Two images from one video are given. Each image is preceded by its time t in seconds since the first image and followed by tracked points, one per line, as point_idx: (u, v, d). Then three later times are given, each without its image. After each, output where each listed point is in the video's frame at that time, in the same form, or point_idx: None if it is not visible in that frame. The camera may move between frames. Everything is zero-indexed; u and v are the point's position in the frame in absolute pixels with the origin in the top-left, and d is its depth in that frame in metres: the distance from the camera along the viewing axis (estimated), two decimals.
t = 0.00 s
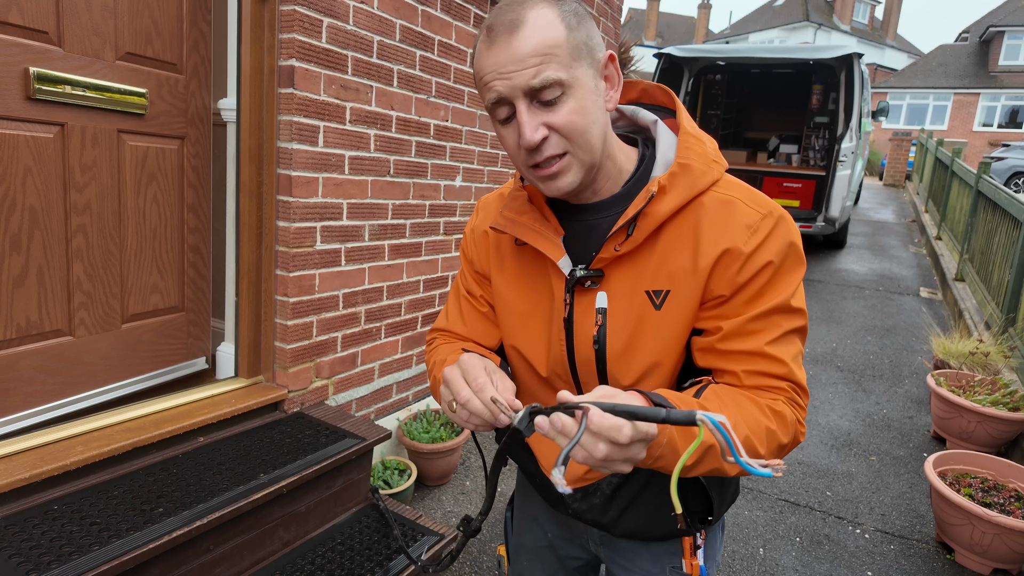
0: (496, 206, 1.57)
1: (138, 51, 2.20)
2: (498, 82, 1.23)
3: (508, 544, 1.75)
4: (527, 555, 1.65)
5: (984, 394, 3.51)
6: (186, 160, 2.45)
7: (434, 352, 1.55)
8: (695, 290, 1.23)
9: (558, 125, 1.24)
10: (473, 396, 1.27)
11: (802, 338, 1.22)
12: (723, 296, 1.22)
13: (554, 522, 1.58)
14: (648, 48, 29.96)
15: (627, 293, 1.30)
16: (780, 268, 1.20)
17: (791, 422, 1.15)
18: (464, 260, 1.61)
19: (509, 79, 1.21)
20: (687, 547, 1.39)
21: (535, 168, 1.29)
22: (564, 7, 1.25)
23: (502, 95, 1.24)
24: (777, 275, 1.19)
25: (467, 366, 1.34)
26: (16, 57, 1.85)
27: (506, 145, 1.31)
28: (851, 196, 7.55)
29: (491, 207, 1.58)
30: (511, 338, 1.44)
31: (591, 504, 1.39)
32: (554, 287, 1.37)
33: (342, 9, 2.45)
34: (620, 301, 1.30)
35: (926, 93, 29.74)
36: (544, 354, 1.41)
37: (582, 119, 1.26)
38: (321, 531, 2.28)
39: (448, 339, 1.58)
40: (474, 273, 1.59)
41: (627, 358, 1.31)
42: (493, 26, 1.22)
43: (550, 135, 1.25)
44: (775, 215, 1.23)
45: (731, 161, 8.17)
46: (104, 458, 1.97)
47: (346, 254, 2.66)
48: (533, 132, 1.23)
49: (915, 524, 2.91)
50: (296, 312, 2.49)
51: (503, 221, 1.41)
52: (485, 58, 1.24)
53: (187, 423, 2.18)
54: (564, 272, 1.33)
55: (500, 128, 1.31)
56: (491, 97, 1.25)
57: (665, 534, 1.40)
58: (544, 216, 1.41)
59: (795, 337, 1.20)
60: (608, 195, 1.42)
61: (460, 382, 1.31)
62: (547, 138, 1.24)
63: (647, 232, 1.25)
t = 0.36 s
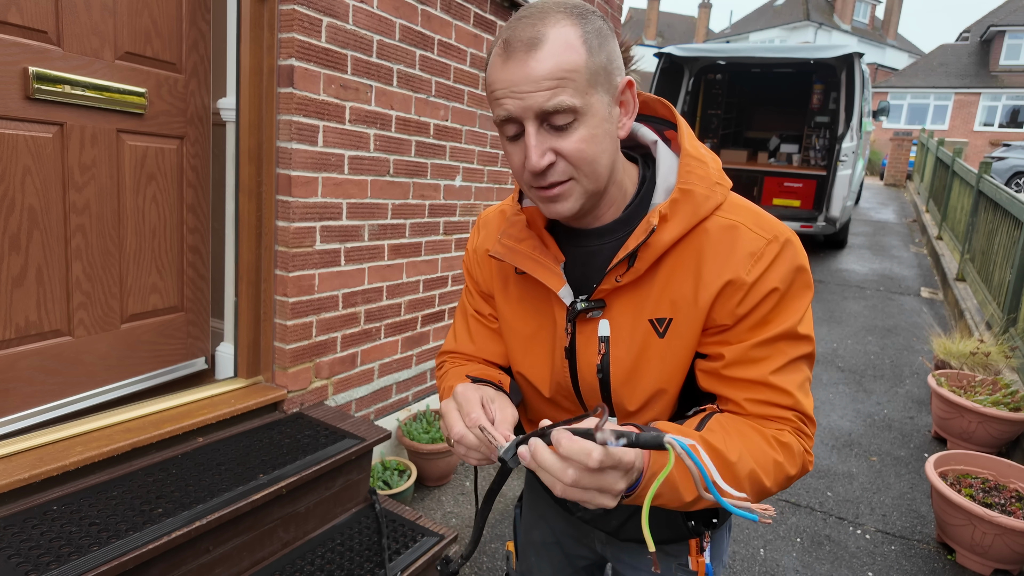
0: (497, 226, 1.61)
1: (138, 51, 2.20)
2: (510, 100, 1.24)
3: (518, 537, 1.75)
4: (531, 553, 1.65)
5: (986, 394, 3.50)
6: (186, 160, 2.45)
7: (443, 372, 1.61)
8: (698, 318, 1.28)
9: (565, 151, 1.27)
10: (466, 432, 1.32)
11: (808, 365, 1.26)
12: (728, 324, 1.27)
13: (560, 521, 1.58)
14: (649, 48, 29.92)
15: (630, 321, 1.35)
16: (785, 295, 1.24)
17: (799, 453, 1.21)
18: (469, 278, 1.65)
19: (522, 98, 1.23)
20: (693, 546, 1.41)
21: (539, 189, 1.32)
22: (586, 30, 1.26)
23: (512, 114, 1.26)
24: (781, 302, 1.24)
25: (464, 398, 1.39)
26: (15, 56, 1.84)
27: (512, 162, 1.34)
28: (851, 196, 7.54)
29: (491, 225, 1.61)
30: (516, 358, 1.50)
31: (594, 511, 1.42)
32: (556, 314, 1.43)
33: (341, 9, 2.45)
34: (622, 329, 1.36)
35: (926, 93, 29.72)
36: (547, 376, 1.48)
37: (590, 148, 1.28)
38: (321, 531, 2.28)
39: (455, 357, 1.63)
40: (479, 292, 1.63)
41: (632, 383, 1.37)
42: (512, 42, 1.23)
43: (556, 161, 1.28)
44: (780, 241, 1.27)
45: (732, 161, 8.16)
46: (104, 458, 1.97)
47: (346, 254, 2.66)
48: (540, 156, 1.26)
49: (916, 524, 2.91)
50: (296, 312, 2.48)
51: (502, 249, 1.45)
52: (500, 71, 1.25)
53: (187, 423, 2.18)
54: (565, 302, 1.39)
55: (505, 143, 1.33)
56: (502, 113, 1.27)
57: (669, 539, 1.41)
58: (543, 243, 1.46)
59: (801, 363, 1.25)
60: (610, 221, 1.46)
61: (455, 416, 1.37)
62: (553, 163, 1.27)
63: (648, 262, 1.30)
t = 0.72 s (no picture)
0: (500, 232, 1.59)
1: (138, 51, 2.20)
2: (522, 109, 1.24)
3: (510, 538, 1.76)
4: (527, 551, 1.66)
5: (986, 394, 3.50)
6: (186, 160, 2.45)
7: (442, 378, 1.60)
8: (700, 329, 1.30)
9: (577, 159, 1.27)
10: (481, 458, 1.32)
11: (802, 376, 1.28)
12: (727, 335, 1.29)
13: (556, 518, 1.59)
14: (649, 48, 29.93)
15: (634, 332, 1.36)
16: (784, 309, 1.26)
17: (789, 459, 1.22)
18: (469, 283, 1.64)
19: (534, 107, 1.23)
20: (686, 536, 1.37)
21: (551, 198, 1.32)
22: (595, 39, 1.27)
23: (524, 124, 1.26)
24: (779, 316, 1.26)
25: (473, 420, 1.38)
26: (16, 56, 1.84)
27: (523, 172, 1.33)
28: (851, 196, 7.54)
29: (493, 231, 1.61)
30: (517, 366, 1.50)
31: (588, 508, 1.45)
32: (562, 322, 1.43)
33: (341, 9, 2.45)
34: (626, 340, 1.36)
35: (926, 93, 29.72)
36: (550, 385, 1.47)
37: (602, 156, 1.29)
38: (321, 531, 2.28)
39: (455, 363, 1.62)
40: (480, 298, 1.62)
41: (634, 393, 1.37)
42: (523, 51, 1.24)
43: (568, 169, 1.28)
44: (781, 257, 1.29)
45: (732, 161, 8.15)
46: (104, 458, 1.97)
47: (346, 254, 2.66)
48: (552, 164, 1.26)
49: (916, 524, 2.91)
50: (296, 312, 2.48)
51: (509, 257, 1.44)
52: (511, 80, 1.25)
53: (187, 423, 2.18)
54: (573, 312, 1.38)
55: (515, 152, 1.33)
56: (514, 122, 1.27)
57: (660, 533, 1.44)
58: (550, 252, 1.45)
59: (794, 374, 1.27)
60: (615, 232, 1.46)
61: (467, 441, 1.36)
62: (565, 171, 1.27)
63: (655, 276, 1.31)
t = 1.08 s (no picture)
0: (504, 239, 1.60)
1: (138, 51, 2.20)
2: (548, 95, 1.27)
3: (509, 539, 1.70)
4: (527, 550, 1.66)
5: (986, 394, 3.50)
6: (186, 160, 2.45)
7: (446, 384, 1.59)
8: (709, 336, 1.30)
9: (602, 147, 1.29)
10: (476, 478, 1.31)
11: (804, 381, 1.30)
12: (735, 342, 1.29)
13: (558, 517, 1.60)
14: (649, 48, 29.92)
15: (643, 339, 1.36)
16: (791, 316, 1.27)
17: (791, 462, 1.24)
18: (472, 288, 1.64)
19: (562, 93, 1.26)
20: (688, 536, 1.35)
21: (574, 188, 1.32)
22: (612, 38, 1.34)
23: (550, 110, 1.28)
24: (786, 323, 1.27)
25: (468, 438, 1.36)
26: (16, 57, 1.84)
27: (543, 164, 1.33)
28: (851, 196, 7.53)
29: (498, 237, 1.61)
30: (524, 371, 1.50)
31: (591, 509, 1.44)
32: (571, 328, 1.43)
33: (341, 8, 2.45)
34: (635, 347, 1.36)
35: (926, 93, 29.72)
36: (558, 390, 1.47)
37: (625, 146, 1.32)
38: (321, 531, 2.28)
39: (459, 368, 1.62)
40: (484, 304, 1.63)
41: (643, 399, 1.37)
42: (547, 42, 1.28)
43: (594, 156, 1.30)
44: (790, 266, 1.30)
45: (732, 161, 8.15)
46: (105, 458, 1.97)
47: (346, 254, 2.66)
48: (580, 149, 1.28)
49: (916, 524, 2.91)
50: (296, 312, 2.48)
51: (517, 264, 1.44)
52: (536, 69, 1.28)
53: (187, 423, 2.18)
54: (582, 319, 1.38)
55: (534, 143, 1.34)
56: (538, 109, 1.28)
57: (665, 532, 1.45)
58: (558, 258, 1.46)
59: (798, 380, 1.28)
60: (624, 236, 1.46)
61: (460, 459, 1.34)
62: (591, 158, 1.29)
63: (666, 283, 1.31)
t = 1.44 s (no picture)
0: (508, 244, 1.60)
1: (138, 51, 2.20)
2: (551, 99, 1.27)
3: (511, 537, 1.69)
4: (527, 550, 1.66)
5: (986, 394, 3.50)
6: (186, 160, 2.45)
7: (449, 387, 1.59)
8: (713, 339, 1.30)
9: (604, 151, 1.29)
10: (463, 492, 1.30)
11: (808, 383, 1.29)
12: (739, 344, 1.29)
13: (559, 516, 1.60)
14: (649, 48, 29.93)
15: (647, 342, 1.36)
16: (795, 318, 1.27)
17: (796, 463, 1.23)
18: (475, 292, 1.64)
19: (564, 97, 1.26)
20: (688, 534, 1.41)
21: (576, 192, 1.32)
22: (615, 43, 1.34)
23: (552, 114, 1.28)
24: (790, 325, 1.27)
25: (456, 451, 1.36)
26: (16, 56, 1.84)
27: (546, 167, 1.33)
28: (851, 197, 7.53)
29: (501, 242, 1.61)
30: (529, 375, 1.51)
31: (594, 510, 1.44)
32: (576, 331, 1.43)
33: (341, 8, 2.45)
34: (640, 350, 1.36)
35: (926, 93, 29.72)
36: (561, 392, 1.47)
37: (627, 149, 1.31)
38: (321, 531, 2.28)
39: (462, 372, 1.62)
40: (486, 308, 1.62)
41: (648, 402, 1.37)
42: (550, 46, 1.28)
43: (596, 160, 1.29)
44: (793, 267, 1.29)
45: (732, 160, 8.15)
46: (104, 458, 1.97)
47: (346, 254, 2.66)
48: (582, 153, 1.28)
49: (916, 524, 2.91)
50: (296, 312, 2.48)
51: (521, 268, 1.44)
52: (539, 73, 1.28)
53: (187, 423, 2.18)
54: (587, 323, 1.38)
55: (537, 147, 1.34)
56: (541, 113, 1.28)
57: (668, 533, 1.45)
58: (562, 262, 1.46)
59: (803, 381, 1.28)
60: (628, 239, 1.46)
61: (447, 473, 1.34)
62: (593, 161, 1.29)
63: (671, 287, 1.31)
